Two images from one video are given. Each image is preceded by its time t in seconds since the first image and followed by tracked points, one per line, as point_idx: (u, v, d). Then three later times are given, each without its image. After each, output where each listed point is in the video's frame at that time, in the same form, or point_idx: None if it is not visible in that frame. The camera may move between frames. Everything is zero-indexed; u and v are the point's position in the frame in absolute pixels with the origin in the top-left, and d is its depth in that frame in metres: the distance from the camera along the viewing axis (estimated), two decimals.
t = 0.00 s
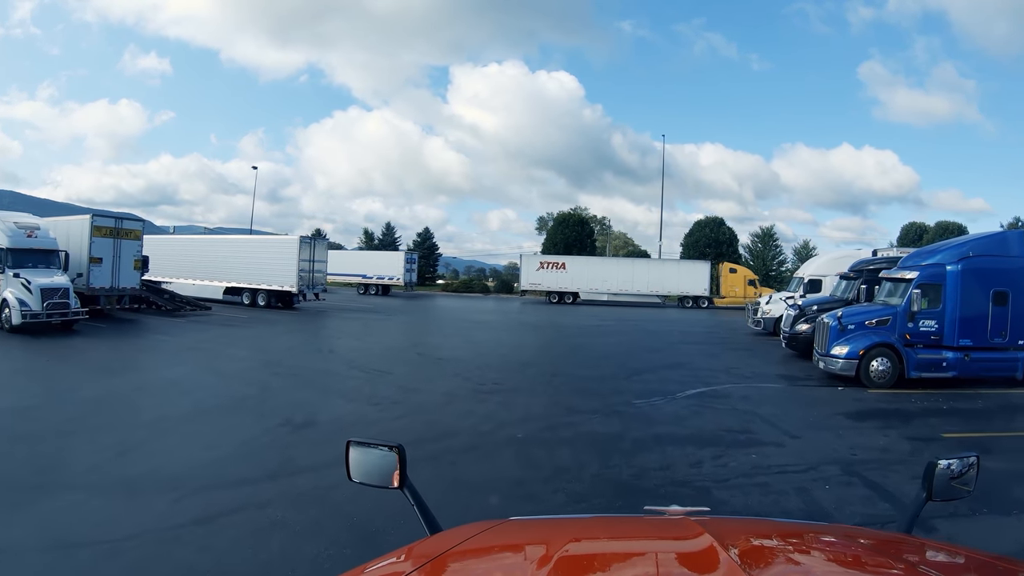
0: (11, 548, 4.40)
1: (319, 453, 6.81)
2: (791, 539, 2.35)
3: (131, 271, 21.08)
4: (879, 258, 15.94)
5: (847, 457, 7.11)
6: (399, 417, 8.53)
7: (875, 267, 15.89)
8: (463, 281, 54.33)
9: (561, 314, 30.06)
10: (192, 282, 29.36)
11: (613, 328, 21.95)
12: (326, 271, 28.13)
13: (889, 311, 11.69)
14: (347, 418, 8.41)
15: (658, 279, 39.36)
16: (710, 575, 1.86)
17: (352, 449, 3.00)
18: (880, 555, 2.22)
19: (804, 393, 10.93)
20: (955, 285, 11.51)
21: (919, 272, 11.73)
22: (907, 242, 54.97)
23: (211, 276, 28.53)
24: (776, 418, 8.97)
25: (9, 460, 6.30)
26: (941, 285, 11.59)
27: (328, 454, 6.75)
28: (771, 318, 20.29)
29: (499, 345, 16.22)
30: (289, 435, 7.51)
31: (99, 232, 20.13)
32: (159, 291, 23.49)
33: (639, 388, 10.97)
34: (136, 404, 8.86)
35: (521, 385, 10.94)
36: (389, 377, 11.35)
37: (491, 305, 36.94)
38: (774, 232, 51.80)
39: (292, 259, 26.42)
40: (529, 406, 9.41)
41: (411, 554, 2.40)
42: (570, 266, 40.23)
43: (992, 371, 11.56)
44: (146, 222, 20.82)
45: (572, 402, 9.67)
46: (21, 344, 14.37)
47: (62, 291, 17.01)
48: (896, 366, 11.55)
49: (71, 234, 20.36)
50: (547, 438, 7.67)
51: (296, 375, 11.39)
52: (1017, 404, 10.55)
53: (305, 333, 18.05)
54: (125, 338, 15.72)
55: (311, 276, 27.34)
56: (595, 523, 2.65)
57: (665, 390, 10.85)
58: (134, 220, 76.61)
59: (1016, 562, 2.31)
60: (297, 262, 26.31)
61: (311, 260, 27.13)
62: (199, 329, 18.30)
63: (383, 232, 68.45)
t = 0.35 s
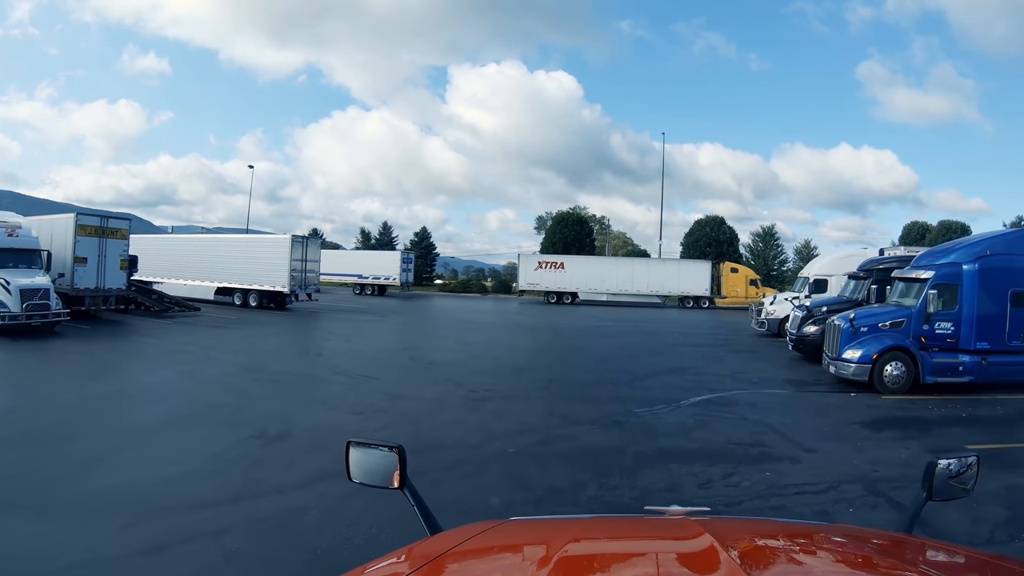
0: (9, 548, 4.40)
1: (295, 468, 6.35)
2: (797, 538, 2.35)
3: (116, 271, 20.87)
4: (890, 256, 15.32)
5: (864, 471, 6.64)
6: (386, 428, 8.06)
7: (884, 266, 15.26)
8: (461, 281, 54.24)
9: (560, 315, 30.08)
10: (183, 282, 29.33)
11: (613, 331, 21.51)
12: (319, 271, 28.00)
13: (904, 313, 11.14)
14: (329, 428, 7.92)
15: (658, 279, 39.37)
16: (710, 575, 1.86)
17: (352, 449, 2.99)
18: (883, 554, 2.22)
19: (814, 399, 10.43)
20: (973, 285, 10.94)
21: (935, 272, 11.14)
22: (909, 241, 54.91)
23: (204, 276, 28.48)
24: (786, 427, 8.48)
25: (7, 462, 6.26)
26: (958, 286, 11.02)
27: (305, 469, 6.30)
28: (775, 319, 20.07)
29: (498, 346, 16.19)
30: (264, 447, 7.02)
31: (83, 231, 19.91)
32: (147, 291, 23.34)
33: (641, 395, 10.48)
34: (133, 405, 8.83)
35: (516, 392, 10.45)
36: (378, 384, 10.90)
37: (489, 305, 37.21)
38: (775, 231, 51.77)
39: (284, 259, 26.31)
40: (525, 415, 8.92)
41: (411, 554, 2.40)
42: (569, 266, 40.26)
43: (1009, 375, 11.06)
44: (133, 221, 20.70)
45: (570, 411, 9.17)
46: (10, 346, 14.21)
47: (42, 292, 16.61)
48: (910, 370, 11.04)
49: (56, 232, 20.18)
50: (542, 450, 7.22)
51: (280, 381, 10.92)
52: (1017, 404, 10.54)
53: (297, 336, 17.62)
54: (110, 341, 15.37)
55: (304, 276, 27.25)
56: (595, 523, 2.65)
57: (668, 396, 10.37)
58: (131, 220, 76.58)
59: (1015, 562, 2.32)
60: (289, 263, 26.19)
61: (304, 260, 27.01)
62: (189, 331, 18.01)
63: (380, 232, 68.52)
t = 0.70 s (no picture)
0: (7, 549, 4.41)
1: (269, 484, 5.87)
2: (803, 539, 2.35)
3: (102, 270, 20.74)
4: (900, 256, 14.79)
5: (886, 489, 6.15)
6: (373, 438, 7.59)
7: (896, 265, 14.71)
8: (458, 281, 54.17)
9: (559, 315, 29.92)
10: (174, 281, 29.40)
11: (614, 333, 21.10)
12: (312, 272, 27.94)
13: (919, 315, 10.55)
14: (310, 439, 7.43)
15: (658, 280, 39.34)
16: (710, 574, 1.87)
17: (352, 449, 2.99)
18: (882, 555, 2.23)
19: (825, 406, 9.93)
20: (992, 285, 10.36)
21: (952, 271, 10.58)
22: (911, 240, 54.92)
23: (198, 276, 28.37)
24: (798, 438, 7.98)
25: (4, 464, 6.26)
26: (976, 286, 10.46)
27: (279, 486, 5.82)
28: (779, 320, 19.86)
29: (497, 348, 16.16)
30: (232, 462, 6.50)
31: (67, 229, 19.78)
32: (136, 291, 23.24)
33: (643, 402, 9.98)
34: (131, 406, 8.81)
35: (512, 399, 9.95)
36: (367, 389, 10.44)
37: (487, 305, 37.49)
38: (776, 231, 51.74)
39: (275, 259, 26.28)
40: (523, 424, 8.44)
41: (411, 554, 2.40)
42: (568, 266, 40.23)
43: None
44: (120, 221, 20.68)
45: (569, 420, 8.66)
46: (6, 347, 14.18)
47: (21, 292, 16.36)
48: (926, 375, 10.41)
49: (41, 231, 20.07)
50: (537, 463, 6.74)
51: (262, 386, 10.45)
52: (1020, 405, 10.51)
53: (288, 338, 17.16)
54: (94, 343, 15.03)
55: (295, 276, 27.26)
56: (594, 523, 2.65)
57: (671, 403, 9.87)
58: (129, 219, 76.49)
59: (1014, 562, 2.33)
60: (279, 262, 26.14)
61: (295, 259, 27.00)
62: (177, 333, 17.68)
63: (377, 232, 68.56)
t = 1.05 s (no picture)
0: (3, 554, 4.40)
1: (241, 508, 5.42)
2: (801, 539, 2.35)
3: (86, 270, 20.61)
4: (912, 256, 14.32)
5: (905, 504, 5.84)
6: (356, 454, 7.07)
7: (907, 265, 14.20)
8: (456, 281, 54.11)
9: (558, 316, 29.73)
10: (166, 281, 29.43)
11: (613, 335, 20.74)
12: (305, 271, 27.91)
13: (938, 318, 10.17)
14: (288, 455, 6.95)
15: (658, 280, 39.36)
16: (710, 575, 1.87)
17: (352, 450, 2.99)
18: (881, 554, 2.23)
19: (839, 415, 9.49)
20: (1013, 286, 10.05)
21: (971, 271, 10.23)
22: (915, 239, 55.03)
23: (193, 276, 28.32)
24: (809, 447, 7.70)
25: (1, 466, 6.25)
26: (996, 287, 10.13)
27: (278, 490, 5.81)
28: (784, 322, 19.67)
29: (497, 349, 16.15)
30: (195, 482, 6.00)
31: (50, 228, 19.65)
32: (125, 291, 23.15)
33: (648, 411, 9.52)
34: (128, 409, 8.79)
35: (510, 408, 9.48)
36: (357, 397, 9.97)
37: (484, 305, 37.70)
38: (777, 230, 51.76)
39: (267, 258, 26.25)
40: (520, 437, 7.97)
41: (411, 554, 2.41)
42: (567, 266, 40.23)
43: None
44: (105, 219, 20.54)
45: (570, 432, 8.19)
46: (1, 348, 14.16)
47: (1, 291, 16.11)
48: (945, 382, 10.04)
49: (25, 230, 19.97)
50: (536, 467, 6.70)
51: (240, 395, 9.93)
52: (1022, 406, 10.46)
53: (278, 341, 16.73)
54: (76, 347, 14.65)
55: (286, 275, 27.16)
56: (594, 523, 2.65)
57: (677, 413, 9.41)
58: (126, 218, 76.48)
59: (1015, 561, 2.33)
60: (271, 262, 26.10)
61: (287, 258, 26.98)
62: (163, 336, 17.30)
63: (373, 232, 68.63)
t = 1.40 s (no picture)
0: None
1: (215, 524, 5.09)
2: (807, 539, 2.35)
3: (70, 269, 20.59)
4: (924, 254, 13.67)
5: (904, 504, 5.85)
6: (332, 470, 6.48)
7: (920, 264, 13.58)
8: (454, 281, 53.96)
9: (556, 318, 29.52)
10: (157, 281, 29.45)
11: (612, 338, 20.48)
12: (297, 271, 27.84)
13: (958, 320, 9.75)
14: (257, 472, 6.37)
15: (658, 280, 39.37)
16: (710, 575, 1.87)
17: (352, 450, 2.99)
18: (881, 554, 2.23)
19: (854, 425, 8.96)
20: None
21: (992, 271, 9.89)
22: (919, 238, 55.01)
23: (186, 276, 28.27)
24: (808, 449, 7.69)
25: None
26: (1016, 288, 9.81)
27: (276, 493, 5.79)
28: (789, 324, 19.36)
29: (496, 351, 16.15)
30: (180, 491, 5.83)
31: (32, 226, 19.58)
32: (112, 292, 23.13)
33: (651, 421, 8.97)
34: (125, 411, 8.78)
35: (506, 415, 9.13)
36: (341, 405, 9.40)
37: (481, 305, 38.01)
38: (779, 230, 51.79)
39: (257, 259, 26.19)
40: (515, 450, 7.41)
41: (411, 554, 2.40)
42: (565, 265, 40.26)
43: None
44: (90, 217, 20.45)
45: (568, 445, 7.63)
46: None
47: None
48: (964, 388, 9.60)
49: (7, 228, 19.91)
50: (534, 470, 6.69)
51: (215, 404, 9.38)
52: None
53: (266, 345, 16.21)
54: (54, 351, 14.19)
55: (278, 275, 27.07)
56: (594, 524, 2.65)
57: (682, 423, 8.85)
58: (124, 217, 76.37)
59: (1016, 562, 2.33)
60: (261, 262, 26.07)
61: (280, 258, 26.93)
62: (149, 338, 17.12)
63: (371, 232, 68.77)
